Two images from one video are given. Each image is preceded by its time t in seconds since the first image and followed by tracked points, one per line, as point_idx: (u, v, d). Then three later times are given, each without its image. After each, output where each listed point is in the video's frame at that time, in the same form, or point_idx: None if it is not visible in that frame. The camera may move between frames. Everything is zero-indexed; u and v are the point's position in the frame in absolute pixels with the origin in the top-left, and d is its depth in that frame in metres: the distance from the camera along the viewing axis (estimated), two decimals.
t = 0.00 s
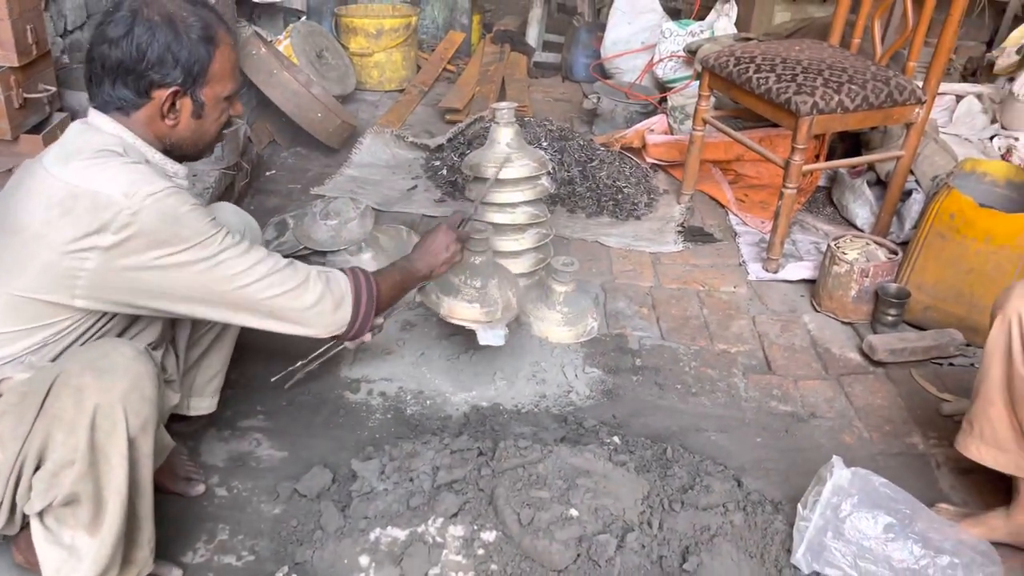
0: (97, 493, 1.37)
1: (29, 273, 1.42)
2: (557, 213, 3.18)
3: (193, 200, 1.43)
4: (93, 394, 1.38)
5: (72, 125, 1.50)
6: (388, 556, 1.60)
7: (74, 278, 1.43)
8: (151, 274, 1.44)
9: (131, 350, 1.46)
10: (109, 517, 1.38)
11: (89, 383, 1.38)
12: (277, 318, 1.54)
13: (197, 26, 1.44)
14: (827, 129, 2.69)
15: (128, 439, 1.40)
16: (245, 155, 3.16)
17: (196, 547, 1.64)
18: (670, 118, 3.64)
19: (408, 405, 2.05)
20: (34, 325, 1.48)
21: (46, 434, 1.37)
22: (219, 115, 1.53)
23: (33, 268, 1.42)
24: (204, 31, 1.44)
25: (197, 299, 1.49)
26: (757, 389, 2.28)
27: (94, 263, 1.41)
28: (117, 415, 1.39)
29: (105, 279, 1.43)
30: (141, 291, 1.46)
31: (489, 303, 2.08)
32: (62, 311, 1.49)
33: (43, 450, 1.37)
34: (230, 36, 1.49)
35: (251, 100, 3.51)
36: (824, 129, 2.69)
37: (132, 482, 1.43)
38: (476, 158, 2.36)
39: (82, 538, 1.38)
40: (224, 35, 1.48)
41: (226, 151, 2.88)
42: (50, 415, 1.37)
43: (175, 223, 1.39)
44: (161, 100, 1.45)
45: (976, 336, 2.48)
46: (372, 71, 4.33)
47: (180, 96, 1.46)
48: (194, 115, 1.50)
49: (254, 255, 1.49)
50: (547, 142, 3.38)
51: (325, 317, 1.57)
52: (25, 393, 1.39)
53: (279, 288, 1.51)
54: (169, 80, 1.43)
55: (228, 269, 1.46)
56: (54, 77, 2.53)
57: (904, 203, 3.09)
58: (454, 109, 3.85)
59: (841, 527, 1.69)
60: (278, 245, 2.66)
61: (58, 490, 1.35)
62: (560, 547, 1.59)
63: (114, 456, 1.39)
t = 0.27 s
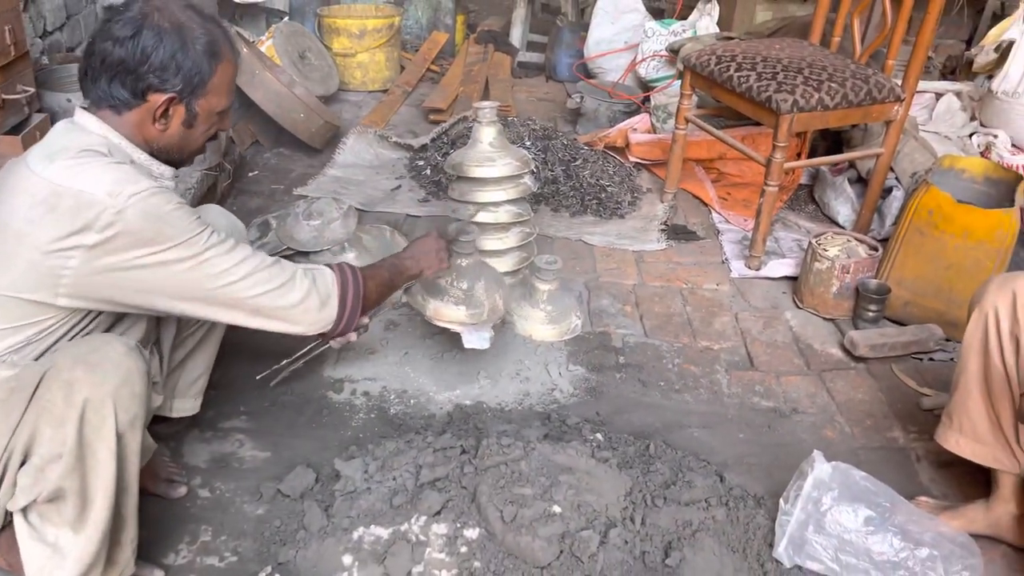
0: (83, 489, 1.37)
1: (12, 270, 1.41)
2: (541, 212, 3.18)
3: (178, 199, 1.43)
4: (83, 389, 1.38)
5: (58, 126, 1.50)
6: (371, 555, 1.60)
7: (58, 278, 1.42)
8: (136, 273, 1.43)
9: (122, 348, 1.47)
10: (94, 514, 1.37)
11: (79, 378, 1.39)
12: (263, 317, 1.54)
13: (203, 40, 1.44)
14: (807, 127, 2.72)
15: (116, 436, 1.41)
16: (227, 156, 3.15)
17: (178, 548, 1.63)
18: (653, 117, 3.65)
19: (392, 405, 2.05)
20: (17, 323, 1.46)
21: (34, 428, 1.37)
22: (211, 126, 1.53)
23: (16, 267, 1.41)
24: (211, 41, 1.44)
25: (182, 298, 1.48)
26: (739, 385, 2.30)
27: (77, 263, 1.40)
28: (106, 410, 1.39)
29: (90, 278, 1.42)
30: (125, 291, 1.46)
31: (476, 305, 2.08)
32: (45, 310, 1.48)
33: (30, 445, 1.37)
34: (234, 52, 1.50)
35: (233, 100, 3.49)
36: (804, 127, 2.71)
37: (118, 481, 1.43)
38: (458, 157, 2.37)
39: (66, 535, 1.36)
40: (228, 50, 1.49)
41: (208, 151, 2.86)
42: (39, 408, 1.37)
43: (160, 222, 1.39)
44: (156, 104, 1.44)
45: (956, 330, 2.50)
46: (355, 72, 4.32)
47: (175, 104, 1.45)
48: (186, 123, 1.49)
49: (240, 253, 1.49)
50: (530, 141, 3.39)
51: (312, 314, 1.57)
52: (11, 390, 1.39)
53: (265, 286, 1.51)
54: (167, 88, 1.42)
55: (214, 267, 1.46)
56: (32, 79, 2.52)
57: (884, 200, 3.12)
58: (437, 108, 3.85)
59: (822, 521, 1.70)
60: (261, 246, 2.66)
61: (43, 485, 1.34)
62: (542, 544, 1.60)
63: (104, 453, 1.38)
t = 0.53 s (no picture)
0: (70, 483, 1.37)
1: None
2: (528, 211, 3.18)
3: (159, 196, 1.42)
4: (70, 380, 1.38)
5: (40, 125, 1.49)
6: (357, 554, 1.60)
7: (37, 279, 1.41)
8: (117, 272, 1.42)
9: (109, 340, 1.47)
10: (80, 509, 1.37)
11: (65, 370, 1.38)
12: (247, 315, 1.52)
13: (188, 47, 1.43)
14: (792, 124, 2.73)
15: (104, 428, 1.41)
16: (212, 156, 3.14)
17: (163, 549, 1.63)
18: (639, 115, 3.66)
19: (378, 404, 2.05)
20: None
21: (21, 420, 1.36)
22: (190, 134, 1.52)
23: None
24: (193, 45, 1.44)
25: (163, 297, 1.46)
26: (726, 382, 2.30)
27: (56, 262, 1.39)
28: (94, 400, 1.39)
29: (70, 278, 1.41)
30: (106, 292, 1.45)
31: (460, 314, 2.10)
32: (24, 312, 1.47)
33: (16, 438, 1.35)
34: (221, 63, 1.50)
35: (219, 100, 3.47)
36: (788, 124, 2.73)
37: (106, 474, 1.44)
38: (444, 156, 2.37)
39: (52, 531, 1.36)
40: (216, 61, 1.48)
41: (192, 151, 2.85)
42: (25, 401, 1.36)
43: (139, 219, 1.38)
44: (134, 109, 1.43)
45: (940, 326, 2.52)
46: (342, 71, 4.31)
47: (154, 110, 1.45)
48: (165, 129, 1.48)
49: (221, 249, 1.47)
50: (517, 140, 3.39)
51: (297, 311, 1.55)
52: None
53: (249, 283, 1.49)
54: (147, 93, 1.41)
55: (195, 264, 1.44)
56: (14, 79, 2.50)
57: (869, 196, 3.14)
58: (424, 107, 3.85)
59: (808, 516, 1.71)
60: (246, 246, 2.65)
61: (30, 480, 1.33)
62: (529, 541, 1.59)
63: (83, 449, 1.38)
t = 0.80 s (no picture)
0: (72, 484, 1.37)
1: None
2: (523, 209, 3.18)
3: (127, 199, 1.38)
4: (71, 381, 1.37)
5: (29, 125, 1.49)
6: (353, 553, 1.59)
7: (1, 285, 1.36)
8: (71, 276, 1.34)
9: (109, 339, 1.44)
10: (83, 509, 1.38)
11: (67, 370, 1.37)
12: (205, 333, 1.38)
13: (191, 68, 1.41)
14: (787, 121, 2.73)
15: (105, 429, 1.40)
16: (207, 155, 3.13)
17: (158, 549, 1.62)
18: (635, 113, 3.65)
19: (374, 403, 2.04)
20: None
21: (21, 423, 1.35)
22: (181, 150, 1.51)
23: None
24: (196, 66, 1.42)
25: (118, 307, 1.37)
26: (722, 380, 2.30)
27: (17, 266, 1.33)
28: (97, 401, 1.39)
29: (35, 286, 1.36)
30: (69, 304, 1.37)
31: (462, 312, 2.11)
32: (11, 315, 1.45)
33: (17, 440, 1.35)
34: (221, 84, 1.48)
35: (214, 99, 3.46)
36: (783, 122, 2.72)
37: (110, 472, 1.44)
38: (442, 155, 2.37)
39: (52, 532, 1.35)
40: (216, 83, 1.47)
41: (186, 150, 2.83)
42: (26, 404, 1.35)
43: (96, 217, 1.32)
44: (125, 122, 1.42)
45: (935, 323, 2.52)
46: (336, 70, 4.30)
47: (145, 125, 1.43)
48: (155, 143, 1.47)
49: (177, 253, 1.36)
50: (512, 138, 3.39)
51: (259, 327, 1.38)
52: None
53: (205, 295, 1.35)
54: (141, 108, 1.40)
55: (147, 271, 1.34)
56: (7, 78, 2.49)
57: (864, 193, 3.15)
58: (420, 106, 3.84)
59: (803, 513, 1.71)
60: (241, 244, 2.65)
61: (31, 482, 1.33)
62: (524, 539, 1.59)
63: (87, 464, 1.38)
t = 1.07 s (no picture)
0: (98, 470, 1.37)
1: None
2: (528, 205, 3.18)
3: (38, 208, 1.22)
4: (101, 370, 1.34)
5: (6, 130, 1.38)
6: (358, 549, 1.60)
7: None
8: None
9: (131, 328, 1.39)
10: (106, 496, 1.40)
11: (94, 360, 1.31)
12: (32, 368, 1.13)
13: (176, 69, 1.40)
14: (792, 117, 2.72)
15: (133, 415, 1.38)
16: (211, 150, 3.13)
17: (164, 544, 1.62)
18: (639, 108, 3.65)
19: (379, 399, 2.05)
20: None
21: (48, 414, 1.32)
22: (160, 156, 1.41)
23: None
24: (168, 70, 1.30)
25: None
26: (726, 377, 2.30)
27: None
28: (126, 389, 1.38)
29: None
30: None
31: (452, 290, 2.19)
32: None
33: (42, 431, 1.32)
34: (195, 88, 1.35)
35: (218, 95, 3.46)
36: (789, 118, 2.71)
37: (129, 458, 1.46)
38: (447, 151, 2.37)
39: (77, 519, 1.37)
40: (188, 87, 1.34)
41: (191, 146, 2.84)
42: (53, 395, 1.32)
43: None
44: (93, 135, 1.32)
45: (941, 319, 2.52)
46: (341, 65, 4.31)
47: (116, 137, 1.33)
48: (131, 154, 1.37)
49: (46, 275, 1.13)
50: (517, 134, 3.39)
51: (76, 380, 1.10)
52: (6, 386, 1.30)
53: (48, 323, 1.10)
54: (108, 123, 1.30)
55: None
56: (12, 73, 2.49)
57: (869, 190, 3.14)
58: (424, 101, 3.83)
59: (808, 510, 1.71)
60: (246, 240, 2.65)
61: (57, 470, 1.32)
62: (529, 536, 1.59)
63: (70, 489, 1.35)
